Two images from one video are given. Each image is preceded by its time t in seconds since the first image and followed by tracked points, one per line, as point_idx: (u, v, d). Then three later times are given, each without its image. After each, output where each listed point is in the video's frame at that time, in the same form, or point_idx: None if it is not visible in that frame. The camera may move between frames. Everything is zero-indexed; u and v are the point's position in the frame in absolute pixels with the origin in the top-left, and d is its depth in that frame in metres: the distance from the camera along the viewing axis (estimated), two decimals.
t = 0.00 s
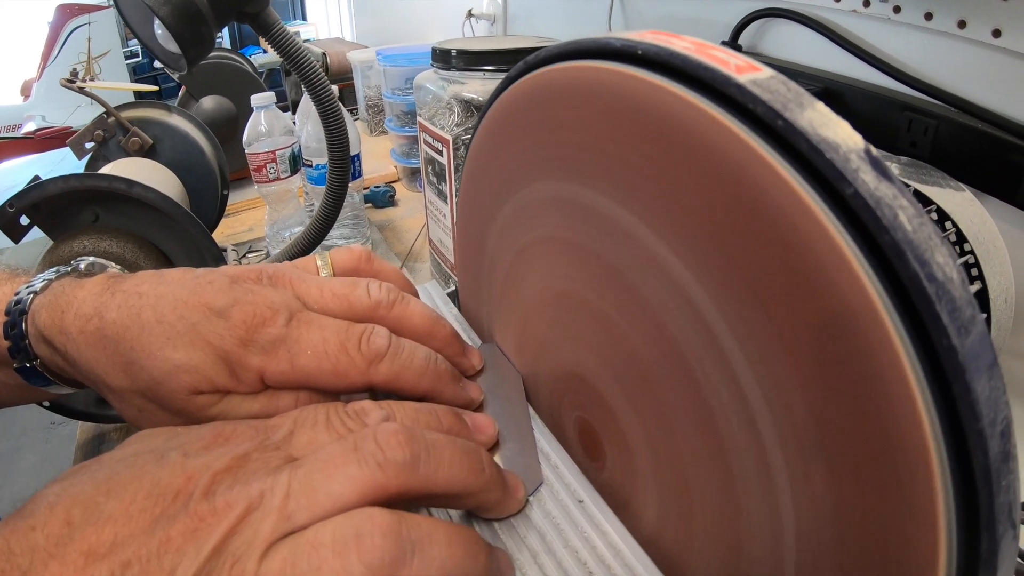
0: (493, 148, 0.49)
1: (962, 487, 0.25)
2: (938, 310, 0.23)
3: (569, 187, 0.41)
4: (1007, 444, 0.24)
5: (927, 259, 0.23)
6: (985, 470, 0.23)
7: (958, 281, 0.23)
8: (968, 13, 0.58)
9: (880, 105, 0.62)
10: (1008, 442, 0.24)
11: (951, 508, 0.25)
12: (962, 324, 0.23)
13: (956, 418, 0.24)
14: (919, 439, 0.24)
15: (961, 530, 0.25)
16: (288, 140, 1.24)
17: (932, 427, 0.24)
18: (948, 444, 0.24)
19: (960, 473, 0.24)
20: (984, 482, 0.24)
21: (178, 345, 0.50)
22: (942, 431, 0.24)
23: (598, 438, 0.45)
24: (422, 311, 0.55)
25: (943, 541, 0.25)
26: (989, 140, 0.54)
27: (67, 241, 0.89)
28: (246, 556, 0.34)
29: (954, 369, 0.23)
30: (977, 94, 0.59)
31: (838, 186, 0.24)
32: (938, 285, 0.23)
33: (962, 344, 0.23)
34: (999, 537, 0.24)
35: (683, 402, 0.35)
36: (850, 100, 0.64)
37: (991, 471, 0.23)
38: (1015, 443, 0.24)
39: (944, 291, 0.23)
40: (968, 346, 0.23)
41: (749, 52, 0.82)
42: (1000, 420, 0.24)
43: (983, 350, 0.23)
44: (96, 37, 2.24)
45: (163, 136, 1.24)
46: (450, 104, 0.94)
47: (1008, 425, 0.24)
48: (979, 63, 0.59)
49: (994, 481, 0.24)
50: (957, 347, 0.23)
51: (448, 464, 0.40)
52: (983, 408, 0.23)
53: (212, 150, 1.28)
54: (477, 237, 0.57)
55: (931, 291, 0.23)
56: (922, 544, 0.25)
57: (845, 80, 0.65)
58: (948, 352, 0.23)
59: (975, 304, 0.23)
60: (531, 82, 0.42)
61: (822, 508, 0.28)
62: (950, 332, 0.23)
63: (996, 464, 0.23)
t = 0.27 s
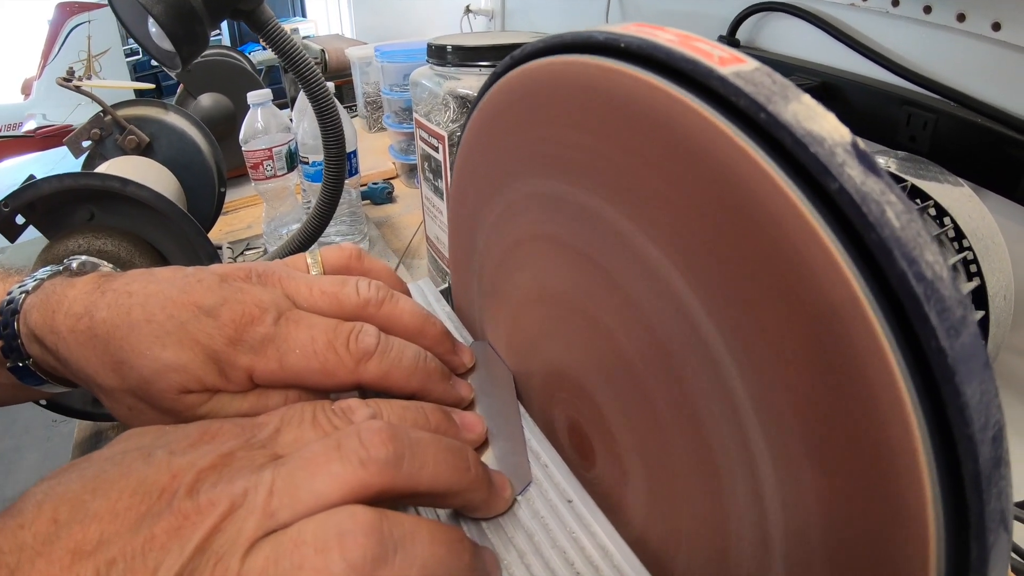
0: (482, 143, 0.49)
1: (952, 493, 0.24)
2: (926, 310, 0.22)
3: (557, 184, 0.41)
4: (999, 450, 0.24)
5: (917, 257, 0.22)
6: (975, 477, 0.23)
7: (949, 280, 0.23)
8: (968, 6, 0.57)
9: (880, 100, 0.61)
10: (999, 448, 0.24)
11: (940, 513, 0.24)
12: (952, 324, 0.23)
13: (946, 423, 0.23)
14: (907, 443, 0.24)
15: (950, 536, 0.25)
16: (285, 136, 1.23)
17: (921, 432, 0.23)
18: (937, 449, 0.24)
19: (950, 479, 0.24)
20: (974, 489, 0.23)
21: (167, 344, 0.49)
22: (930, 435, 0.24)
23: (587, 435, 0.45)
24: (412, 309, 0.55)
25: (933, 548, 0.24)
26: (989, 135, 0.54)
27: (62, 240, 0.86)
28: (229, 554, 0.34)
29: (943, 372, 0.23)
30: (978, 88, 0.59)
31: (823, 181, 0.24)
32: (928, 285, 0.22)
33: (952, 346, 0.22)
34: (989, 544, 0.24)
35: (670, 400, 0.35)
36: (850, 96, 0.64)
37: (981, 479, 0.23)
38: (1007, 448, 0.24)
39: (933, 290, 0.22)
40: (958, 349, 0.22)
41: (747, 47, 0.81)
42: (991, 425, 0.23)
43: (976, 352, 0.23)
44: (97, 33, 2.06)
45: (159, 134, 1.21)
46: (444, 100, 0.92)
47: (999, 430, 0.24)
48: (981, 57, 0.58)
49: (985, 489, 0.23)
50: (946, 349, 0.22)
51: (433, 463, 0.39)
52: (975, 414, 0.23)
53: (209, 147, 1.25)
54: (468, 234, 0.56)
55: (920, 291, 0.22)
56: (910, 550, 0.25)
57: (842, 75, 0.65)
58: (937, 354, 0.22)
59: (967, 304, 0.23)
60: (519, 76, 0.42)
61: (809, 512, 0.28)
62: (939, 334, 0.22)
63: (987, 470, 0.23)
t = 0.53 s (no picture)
0: (471, 140, 0.48)
1: (945, 504, 0.24)
2: (919, 314, 0.22)
3: (545, 181, 0.40)
4: (996, 463, 0.23)
5: (910, 258, 0.22)
6: (971, 491, 0.22)
7: (943, 281, 0.22)
8: None
9: (881, 94, 0.60)
10: (994, 459, 0.23)
11: (933, 525, 0.24)
12: (947, 329, 0.22)
13: (940, 432, 0.23)
14: (898, 450, 0.23)
15: (943, 549, 0.24)
16: (280, 134, 1.22)
17: (913, 441, 0.23)
18: (930, 459, 0.23)
19: (944, 490, 0.23)
20: (970, 504, 0.23)
21: (154, 344, 0.49)
22: (923, 444, 0.23)
23: (576, 436, 0.45)
24: (401, 309, 0.54)
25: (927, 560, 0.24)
26: (990, 130, 0.53)
27: (56, 240, 0.86)
28: (207, 558, 0.34)
29: (938, 380, 0.22)
30: (980, 81, 0.57)
31: (810, 178, 0.23)
32: (921, 287, 0.22)
33: (947, 353, 0.22)
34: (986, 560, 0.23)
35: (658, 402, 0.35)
36: (851, 91, 0.63)
37: (977, 492, 0.22)
38: (1005, 460, 0.23)
39: (927, 292, 0.22)
40: (954, 355, 0.22)
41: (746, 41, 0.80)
42: (989, 436, 0.23)
43: (973, 358, 0.22)
44: (98, 31, 1.99)
45: (155, 133, 1.19)
46: (439, 97, 0.91)
47: (996, 440, 0.23)
48: (983, 49, 0.57)
49: (981, 502, 0.22)
50: (941, 355, 0.21)
51: (416, 465, 0.39)
52: (970, 424, 0.22)
53: (205, 145, 1.23)
54: (459, 233, 0.56)
55: (912, 294, 0.21)
56: (905, 560, 0.24)
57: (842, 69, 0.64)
58: (931, 361, 0.22)
59: (963, 307, 0.22)
60: (506, 70, 0.41)
61: (799, 519, 0.28)
62: (934, 340, 0.21)
63: (983, 483, 0.22)
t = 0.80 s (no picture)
0: (479, 133, 0.48)
1: (971, 507, 0.23)
2: (947, 309, 0.21)
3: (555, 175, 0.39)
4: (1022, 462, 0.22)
5: (937, 252, 0.21)
6: (996, 493, 0.22)
7: (971, 275, 0.21)
8: None
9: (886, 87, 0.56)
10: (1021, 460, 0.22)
11: (957, 528, 0.23)
12: (975, 325, 0.21)
13: (966, 432, 0.22)
14: (922, 450, 0.22)
15: (967, 553, 0.23)
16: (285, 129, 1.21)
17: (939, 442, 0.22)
18: (955, 460, 0.22)
19: (969, 492, 0.23)
20: (995, 506, 0.22)
21: (158, 339, 0.49)
22: (948, 444, 0.22)
23: (586, 434, 0.44)
24: (408, 306, 0.53)
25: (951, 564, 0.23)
26: (1000, 125, 0.50)
27: (59, 235, 0.85)
28: (210, 558, 0.33)
29: (965, 376, 0.21)
30: (990, 76, 0.54)
31: (834, 169, 0.22)
32: (948, 281, 0.21)
33: (975, 350, 0.21)
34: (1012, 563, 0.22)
35: (671, 400, 0.34)
36: (853, 82, 0.59)
37: (1003, 494, 0.22)
38: None
39: (954, 287, 0.21)
40: (981, 352, 0.21)
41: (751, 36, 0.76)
42: (1015, 436, 0.22)
43: (1000, 355, 0.21)
44: (102, 28, 1.98)
45: (159, 128, 1.19)
46: (446, 91, 0.90)
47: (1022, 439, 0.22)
48: (992, 43, 0.54)
49: (1007, 504, 0.22)
50: (968, 352, 0.21)
51: (424, 465, 0.38)
52: (997, 424, 0.21)
53: (209, 140, 1.22)
54: (467, 227, 0.55)
55: (940, 289, 0.21)
56: (928, 564, 0.24)
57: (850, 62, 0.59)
58: (959, 358, 0.21)
59: (990, 302, 0.21)
60: (515, 61, 0.40)
61: (818, 520, 0.27)
62: (962, 336, 0.21)
63: (1010, 485, 0.22)
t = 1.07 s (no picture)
0: (481, 129, 0.47)
1: (977, 507, 0.22)
2: (954, 305, 0.20)
3: (557, 171, 0.39)
4: None
5: (943, 247, 0.21)
6: (1004, 492, 0.21)
7: (978, 271, 0.21)
8: None
9: (889, 82, 0.56)
10: None
11: (963, 527, 0.23)
12: (982, 321, 0.21)
13: (972, 430, 0.22)
14: (928, 449, 0.22)
15: (972, 553, 0.23)
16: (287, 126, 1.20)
17: (945, 441, 0.22)
18: (961, 458, 0.22)
19: (975, 491, 0.22)
20: (1001, 504, 0.21)
21: (159, 337, 0.49)
22: (953, 443, 0.22)
23: (588, 433, 0.44)
24: (410, 304, 0.53)
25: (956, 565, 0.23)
26: (1006, 122, 0.49)
27: (61, 233, 0.85)
28: (208, 558, 0.33)
29: (971, 374, 0.21)
30: (994, 73, 0.54)
31: (839, 162, 0.22)
32: (955, 277, 0.20)
33: (982, 346, 0.20)
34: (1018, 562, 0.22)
35: (674, 398, 0.34)
36: (857, 78, 0.58)
37: (1010, 492, 0.21)
38: None
39: (961, 283, 0.20)
40: (988, 349, 0.21)
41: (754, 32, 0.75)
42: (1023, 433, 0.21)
43: (1007, 351, 0.21)
44: (104, 26, 1.98)
45: (161, 125, 1.18)
46: (449, 88, 0.90)
47: None
48: (997, 40, 0.53)
49: (1013, 503, 0.21)
50: (976, 349, 0.20)
51: (426, 466, 0.38)
52: (1004, 421, 0.21)
53: (211, 135, 1.22)
54: (469, 224, 0.55)
55: (947, 285, 0.20)
56: (935, 565, 0.24)
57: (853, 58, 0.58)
58: (966, 355, 0.21)
59: (997, 298, 0.21)
60: (516, 57, 0.40)
61: (822, 520, 0.27)
62: (968, 333, 0.20)
63: (1016, 483, 0.21)
